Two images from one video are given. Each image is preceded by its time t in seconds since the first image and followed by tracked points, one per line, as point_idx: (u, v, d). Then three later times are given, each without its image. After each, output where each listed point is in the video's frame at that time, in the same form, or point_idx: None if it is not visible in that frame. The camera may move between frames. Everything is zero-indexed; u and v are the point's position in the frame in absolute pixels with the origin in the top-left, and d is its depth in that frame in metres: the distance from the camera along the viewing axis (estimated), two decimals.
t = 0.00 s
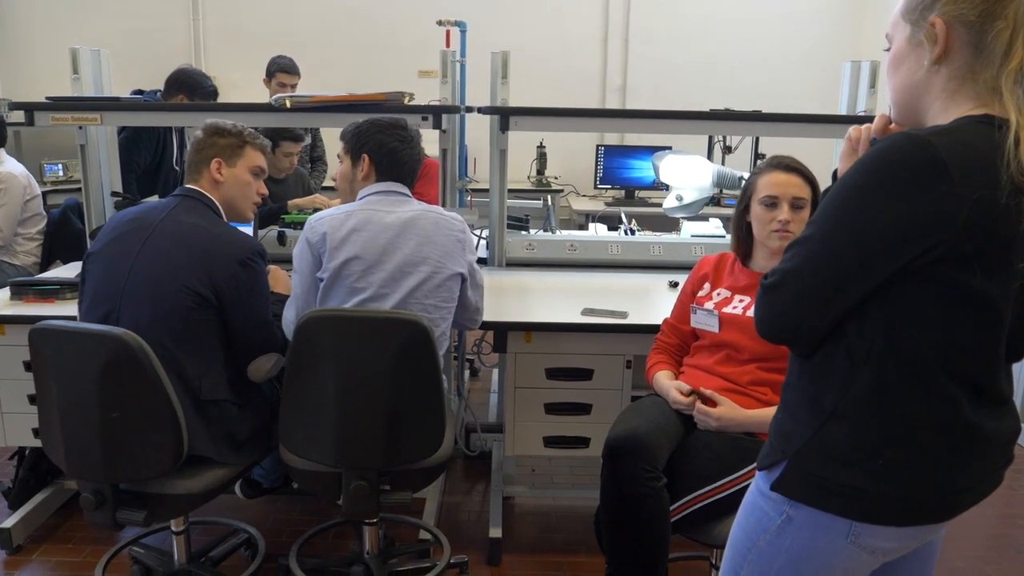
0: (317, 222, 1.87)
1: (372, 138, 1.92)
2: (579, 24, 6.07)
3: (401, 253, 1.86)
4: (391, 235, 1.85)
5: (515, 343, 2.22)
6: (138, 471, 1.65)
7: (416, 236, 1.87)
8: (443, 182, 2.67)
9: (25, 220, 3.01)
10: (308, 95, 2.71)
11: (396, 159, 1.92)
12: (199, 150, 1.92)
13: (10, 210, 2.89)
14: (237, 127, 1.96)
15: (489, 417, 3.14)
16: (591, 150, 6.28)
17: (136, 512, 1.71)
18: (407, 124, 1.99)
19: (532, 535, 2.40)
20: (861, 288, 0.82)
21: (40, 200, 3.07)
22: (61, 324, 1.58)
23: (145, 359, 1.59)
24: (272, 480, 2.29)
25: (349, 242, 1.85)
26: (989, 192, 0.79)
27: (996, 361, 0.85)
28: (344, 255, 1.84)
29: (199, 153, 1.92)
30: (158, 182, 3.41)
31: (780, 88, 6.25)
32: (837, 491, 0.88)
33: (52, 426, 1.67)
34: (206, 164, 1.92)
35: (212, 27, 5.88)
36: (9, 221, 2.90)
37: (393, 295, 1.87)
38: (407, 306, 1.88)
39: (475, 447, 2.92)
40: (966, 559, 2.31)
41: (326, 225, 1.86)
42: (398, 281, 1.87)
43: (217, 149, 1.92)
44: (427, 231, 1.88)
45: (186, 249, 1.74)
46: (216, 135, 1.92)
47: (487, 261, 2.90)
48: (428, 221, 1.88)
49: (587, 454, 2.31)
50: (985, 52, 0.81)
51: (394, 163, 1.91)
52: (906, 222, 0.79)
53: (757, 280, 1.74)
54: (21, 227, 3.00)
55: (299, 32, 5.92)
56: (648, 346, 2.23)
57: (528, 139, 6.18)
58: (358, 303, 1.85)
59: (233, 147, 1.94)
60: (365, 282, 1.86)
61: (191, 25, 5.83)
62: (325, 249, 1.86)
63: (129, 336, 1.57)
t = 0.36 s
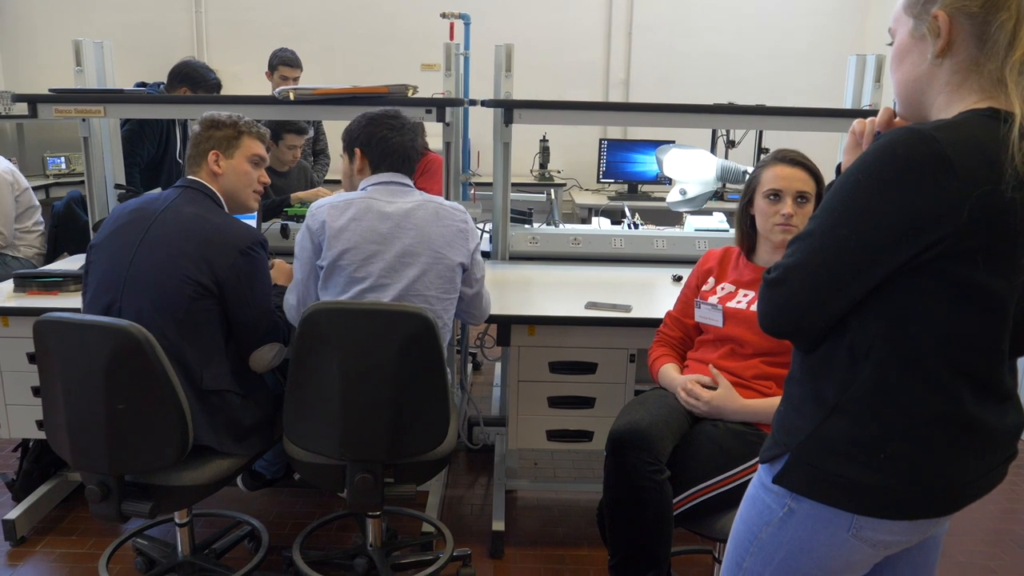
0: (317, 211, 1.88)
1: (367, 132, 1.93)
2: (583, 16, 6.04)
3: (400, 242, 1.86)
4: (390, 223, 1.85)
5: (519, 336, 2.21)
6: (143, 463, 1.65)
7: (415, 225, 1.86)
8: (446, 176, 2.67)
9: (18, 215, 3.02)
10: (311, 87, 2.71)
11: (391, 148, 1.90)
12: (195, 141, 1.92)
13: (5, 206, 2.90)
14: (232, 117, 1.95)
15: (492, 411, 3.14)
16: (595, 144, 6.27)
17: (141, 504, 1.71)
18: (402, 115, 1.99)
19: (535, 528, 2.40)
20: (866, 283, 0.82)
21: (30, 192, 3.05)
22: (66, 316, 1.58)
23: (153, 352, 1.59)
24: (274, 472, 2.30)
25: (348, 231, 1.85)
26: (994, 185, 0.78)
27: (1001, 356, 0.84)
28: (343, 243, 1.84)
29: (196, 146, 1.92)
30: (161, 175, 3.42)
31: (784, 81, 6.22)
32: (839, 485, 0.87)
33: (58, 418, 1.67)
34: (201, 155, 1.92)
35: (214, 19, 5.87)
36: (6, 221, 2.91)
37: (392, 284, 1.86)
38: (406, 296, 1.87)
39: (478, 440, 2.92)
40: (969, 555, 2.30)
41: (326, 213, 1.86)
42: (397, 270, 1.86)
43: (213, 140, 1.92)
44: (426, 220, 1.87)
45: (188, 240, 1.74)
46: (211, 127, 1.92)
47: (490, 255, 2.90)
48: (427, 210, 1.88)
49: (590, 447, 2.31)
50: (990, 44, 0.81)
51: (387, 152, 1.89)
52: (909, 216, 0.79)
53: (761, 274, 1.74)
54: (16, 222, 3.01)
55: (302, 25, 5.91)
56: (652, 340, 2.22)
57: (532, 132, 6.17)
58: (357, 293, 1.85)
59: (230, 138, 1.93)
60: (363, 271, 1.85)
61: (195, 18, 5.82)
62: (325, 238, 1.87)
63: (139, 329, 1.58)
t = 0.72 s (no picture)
0: (317, 208, 1.91)
1: (366, 132, 1.95)
2: (588, 11, 6.02)
3: (396, 233, 1.85)
4: (384, 214, 1.85)
5: (525, 332, 2.21)
6: (148, 458, 1.66)
7: (411, 215, 1.86)
8: (451, 171, 2.67)
9: None
10: (317, 82, 2.70)
11: (390, 146, 1.92)
12: (211, 138, 1.90)
13: None
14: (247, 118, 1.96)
15: (497, 407, 3.14)
16: (599, 140, 6.25)
17: (147, 498, 1.72)
18: (396, 111, 2.01)
19: (539, 524, 2.40)
20: (872, 280, 0.81)
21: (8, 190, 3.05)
22: (72, 311, 1.58)
23: (159, 347, 1.60)
24: (278, 466, 2.31)
25: (345, 224, 1.86)
26: (1001, 181, 0.77)
27: (1009, 352, 0.84)
28: (341, 237, 1.85)
29: (212, 142, 1.90)
30: (166, 171, 3.42)
31: (790, 77, 6.19)
32: (845, 482, 0.87)
33: (64, 413, 1.68)
34: (221, 153, 1.90)
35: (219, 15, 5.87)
36: None
37: (388, 274, 1.84)
38: (403, 287, 1.85)
39: (482, 436, 2.92)
40: (974, 552, 2.30)
41: (326, 210, 1.89)
42: (393, 261, 1.85)
43: (232, 139, 1.92)
44: (422, 211, 1.87)
45: (192, 234, 1.74)
46: (228, 125, 1.92)
47: (495, 251, 2.90)
48: (424, 202, 1.88)
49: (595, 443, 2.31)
50: (998, 38, 0.80)
51: (384, 150, 1.91)
52: (917, 213, 0.78)
53: (768, 270, 1.73)
54: None
55: (307, 21, 5.90)
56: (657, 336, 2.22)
57: (536, 128, 6.16)
58: (354, 285, 1.83)
59: (246, 138, 1.94)
60: (360, 262, 1.84)
61: (200, 14, 5.82)
62: (325, 234, 1.89)
63: (144, 324, 1.58)
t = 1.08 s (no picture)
0: (310, 203, 1.91)
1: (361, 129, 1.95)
2: (590, 6, 6.00)
3: (387, 224, 1.85)
4: (376, 206, 1.85)
5: (525, 327, 2.20)
6: (149, 453, 1.66)
7: (402, 207, 1.86)
8: (453, 166, 2.66)
9: None
10: (317, 76, 2.69)
11: (382, 138, 1.91)
12: (221, 135, 1.90)
13: None
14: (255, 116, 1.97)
15: (498, 402, 3.14)
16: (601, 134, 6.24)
17: (149, 493, 1.71)
18: (388, 106, 2.00)
19: (540, 519, 2.40)
20: (873, 275, 0.81)
21: None
22: (73, 306, 1.58)
23: (160, 342, 1.59)
24: (278, 460, 2.31)
25: (337, 217, 1.86)
26: (1003, 175, 0.77)
27: (1009, 347, 0.83)
28: (333, 230, 1.86)
29: (222, 140, 1.90)
30: (167, 166, 3.42)
31: (792, 72, 6.17)
32: (845, 477, 0.87)
33: (64, 408, 1.67)
34: (230, 151, 1.91)
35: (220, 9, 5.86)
36: None
37: (380, 266, 1.84)
38: (396, 278, 1.85)
39: (483, 431, 2.92)
40: (975, 547, 2.30)
41: (318, 205, 1.90)
42: (385, 253, 1.84)
43: (242, 137, 1.92)
44: (413, 202, 1.86)
45: (194, 229, 1.74)
46: (238, 123, 1.93)
47: (496, 246, 2.89)
48: (415, 193, 1.87)
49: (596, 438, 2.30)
50: (999, 32, 0.79)
51: (379, 144, 1.90)
52: (918, 207, 0.77)
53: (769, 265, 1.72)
54: None
55: (309, 15, 5.89)
56: (658, 331, 2.21)
57: (538, 123, 6.14)
58: (348, 277, 1.84)
59: (253, 137, 1.95)
60: (351, 254, 1.84)
61: (200, 8, 5.80)
62: (318, 228, 1.89)
63: (145, 318, 1.57)
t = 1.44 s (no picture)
0: (301, 205, 1.90)
1: (350, 123, 1.94)
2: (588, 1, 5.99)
3: (381, 224, 1.85)
4: (369, 207, 1.84)
5: (521, 323, 2.20)
6: (145, 449, 1.65)
7: (395, 206, 1.85)
8: (449, 161, 2.65)
9: None
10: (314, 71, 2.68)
11: (371, 133, 1.92)
12: (221, 132, 1.89)
13: None
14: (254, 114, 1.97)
15: (494, 397, 3.14)
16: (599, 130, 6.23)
17: (145, 489, 1.72)
18: (378, 97, 1.98)
19: (536, 514, 2.40)
20: (872, 271, 0.80)
21: None
22: (69, 301, 1.57)
23: (155, 338, 1.59)
24: (277, 458, 2.30)
25: (330, 220, 1.84)
26: (1001, 172, 0.77)
27: (1008, 344, 0.83)
28: (326, 232, 1.84)
29: (221, 136, 1.89)
30: (163, 161, 3.41)
31: (790, 69, 6.17)
32: (843, 475, 0.87)
33: (59, 403, 1.67)
34: (229, 148, 1.90)
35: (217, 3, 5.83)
36: None
37: (377, 265, 1.84)
38: (393, 277, 1.85)
39: (480, 427, 2.92)
40: (970, 543, 2.30)
41: (309, 207, 1.88)
42: (380, 252, 1.84)
43: (241, 135, 1.92)
44: (406, 200, 1.86)
45: (191, 225, 1.73)
46: (238, 120, 1.92)
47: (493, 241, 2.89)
48: (406, 191, 1.87)
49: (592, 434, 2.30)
50: (1000, 29, 0.79)
51: (368, 138, 1.91)
52: (917, 203, 0.77)
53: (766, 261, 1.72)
54: None
55: (305, 10, 5.87)
56: (655, 327, 2.21)
57: (535, 118, 6.13)
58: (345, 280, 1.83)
59: (252, 135, 1.95)
60: (346, 257, 1.83)
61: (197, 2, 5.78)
62: (310, 230, 1.87)
63: (141, 314, 1.57)
